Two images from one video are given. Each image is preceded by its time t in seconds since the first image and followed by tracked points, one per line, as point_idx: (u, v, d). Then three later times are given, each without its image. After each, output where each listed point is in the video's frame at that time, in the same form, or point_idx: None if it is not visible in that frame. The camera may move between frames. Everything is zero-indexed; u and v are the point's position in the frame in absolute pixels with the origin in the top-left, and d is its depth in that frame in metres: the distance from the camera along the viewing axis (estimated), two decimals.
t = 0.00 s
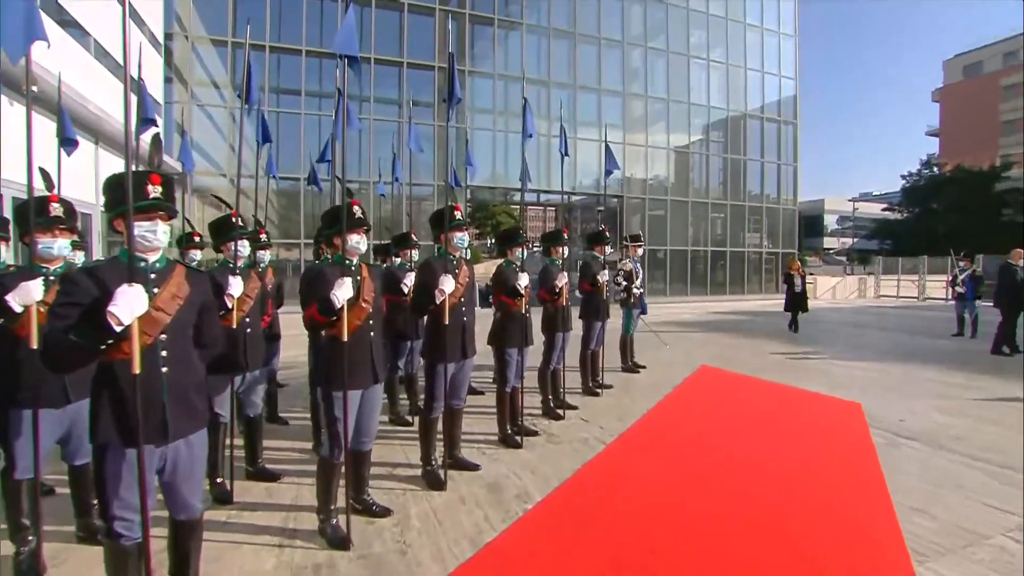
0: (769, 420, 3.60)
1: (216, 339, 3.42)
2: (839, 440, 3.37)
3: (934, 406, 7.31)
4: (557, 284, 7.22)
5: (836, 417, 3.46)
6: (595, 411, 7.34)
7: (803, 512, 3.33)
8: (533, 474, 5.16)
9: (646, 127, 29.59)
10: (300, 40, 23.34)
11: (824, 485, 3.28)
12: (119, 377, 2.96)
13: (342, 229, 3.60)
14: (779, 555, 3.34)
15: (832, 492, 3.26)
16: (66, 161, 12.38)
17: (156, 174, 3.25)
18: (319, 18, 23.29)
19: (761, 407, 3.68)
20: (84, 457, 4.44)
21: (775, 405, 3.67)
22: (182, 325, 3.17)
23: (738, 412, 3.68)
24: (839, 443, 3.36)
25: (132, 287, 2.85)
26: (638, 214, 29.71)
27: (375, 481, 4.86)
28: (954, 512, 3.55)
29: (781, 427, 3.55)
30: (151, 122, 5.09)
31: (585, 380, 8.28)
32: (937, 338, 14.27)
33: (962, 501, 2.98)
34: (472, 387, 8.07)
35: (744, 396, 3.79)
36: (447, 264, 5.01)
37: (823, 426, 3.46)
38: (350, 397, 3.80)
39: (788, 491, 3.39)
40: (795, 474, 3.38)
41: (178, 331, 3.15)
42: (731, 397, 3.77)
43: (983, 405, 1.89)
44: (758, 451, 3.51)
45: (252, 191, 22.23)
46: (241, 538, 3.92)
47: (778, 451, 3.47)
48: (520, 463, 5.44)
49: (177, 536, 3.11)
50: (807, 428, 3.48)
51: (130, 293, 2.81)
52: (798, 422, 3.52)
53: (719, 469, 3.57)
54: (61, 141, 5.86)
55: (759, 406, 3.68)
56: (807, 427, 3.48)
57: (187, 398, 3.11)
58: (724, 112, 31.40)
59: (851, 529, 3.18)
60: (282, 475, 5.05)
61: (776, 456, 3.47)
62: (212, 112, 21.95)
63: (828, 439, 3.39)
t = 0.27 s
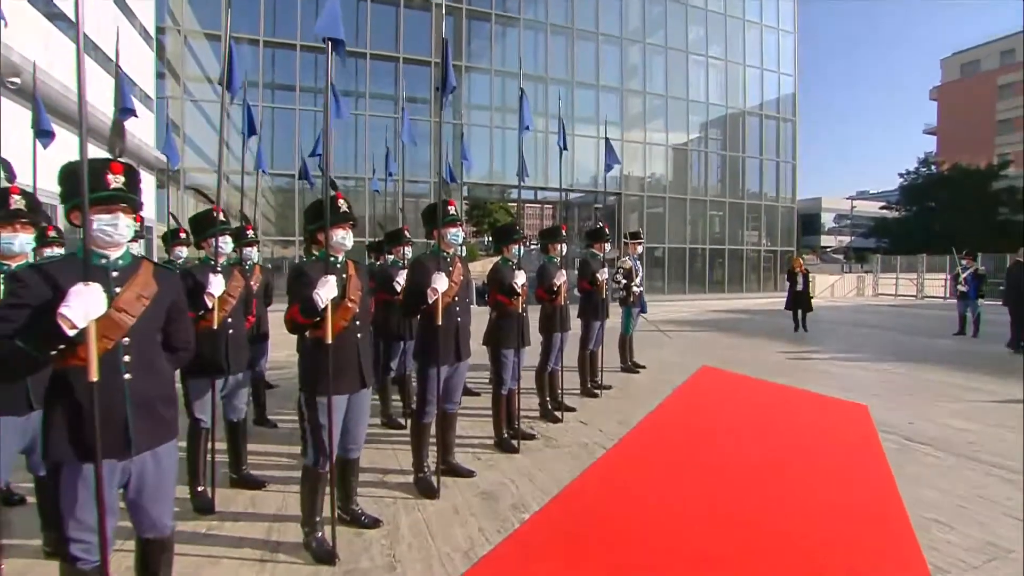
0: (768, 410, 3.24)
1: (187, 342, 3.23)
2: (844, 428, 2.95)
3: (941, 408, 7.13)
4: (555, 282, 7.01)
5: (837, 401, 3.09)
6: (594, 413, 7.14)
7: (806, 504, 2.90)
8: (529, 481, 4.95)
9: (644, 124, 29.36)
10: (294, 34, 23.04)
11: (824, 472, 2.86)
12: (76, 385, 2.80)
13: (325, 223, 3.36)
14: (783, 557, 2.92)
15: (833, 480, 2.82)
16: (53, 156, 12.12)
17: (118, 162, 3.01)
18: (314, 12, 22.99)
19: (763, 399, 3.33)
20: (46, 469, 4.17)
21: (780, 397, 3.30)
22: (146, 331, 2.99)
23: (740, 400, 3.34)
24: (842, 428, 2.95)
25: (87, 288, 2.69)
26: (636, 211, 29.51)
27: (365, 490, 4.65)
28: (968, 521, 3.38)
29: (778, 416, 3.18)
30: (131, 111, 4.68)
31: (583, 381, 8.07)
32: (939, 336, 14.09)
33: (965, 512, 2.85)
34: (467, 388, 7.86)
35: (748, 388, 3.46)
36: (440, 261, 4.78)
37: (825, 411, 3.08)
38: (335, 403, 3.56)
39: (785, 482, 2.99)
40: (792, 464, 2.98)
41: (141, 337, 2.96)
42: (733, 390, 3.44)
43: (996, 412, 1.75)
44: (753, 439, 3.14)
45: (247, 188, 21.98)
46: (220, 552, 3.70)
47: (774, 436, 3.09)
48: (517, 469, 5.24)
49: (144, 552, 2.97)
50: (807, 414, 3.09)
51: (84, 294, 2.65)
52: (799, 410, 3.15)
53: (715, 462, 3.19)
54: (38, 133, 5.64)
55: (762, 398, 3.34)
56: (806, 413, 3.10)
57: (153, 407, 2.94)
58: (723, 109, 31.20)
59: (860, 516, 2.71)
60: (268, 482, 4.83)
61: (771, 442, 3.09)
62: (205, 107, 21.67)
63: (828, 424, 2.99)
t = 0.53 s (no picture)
0: (793, 442, 4.54)
1: (157, 346, 3.05)
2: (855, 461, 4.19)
3: (950, 411, 6.95)
4: (554, 280, 6.79)
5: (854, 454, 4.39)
6: (594, 415, 6.94)
7: (807, 500, 3.89)
8: (527, 489, 4.74)
9: (643, 121, 29.08)
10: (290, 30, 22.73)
11: (827, 476, 4.01)
12: (24, 393, 2.59)
13: (308, 216, 3.15)
14: (788, 537, 3.76)
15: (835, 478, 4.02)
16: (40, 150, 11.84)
17: (73, 150, 2.83)
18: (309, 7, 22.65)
19: (789, 440, 4.60)
20: None
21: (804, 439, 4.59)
22: (110, 334, 2.81)
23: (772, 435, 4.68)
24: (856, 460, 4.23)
25: (36, 289, 2.52)
26: (635, 209, 29.25)
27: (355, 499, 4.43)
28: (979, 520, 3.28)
29: (795, 445, 4.49)
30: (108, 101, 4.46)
31: (582, 382, 7.85)
32: (941, 338, 13.89)
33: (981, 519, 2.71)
34: (464, 390, 7.66)
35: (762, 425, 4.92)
36: (434, 259, 4.57)
37: (836, 447, 4.42)
38: (321, 410, 3.35)
39: (785, 480, 4.14)
40: (800, 476, 4.13)
41: (104, 340, 2.78)
42: (760, 427, 4.85)
43: None
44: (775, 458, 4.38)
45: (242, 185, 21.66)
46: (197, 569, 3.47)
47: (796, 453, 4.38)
48: (513, 475, 5.04)
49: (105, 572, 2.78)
50: (820, 446, 4.43)
51: (31, 296, 2.48)
52: (814, 445, 4.44)
53: (733, 470, 4.31)
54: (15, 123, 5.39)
55: (789, 437, 4.65)
56: (818, 446, 4.44)
57: (114, 416, 2.76)
58: (723, 106, 30.93)
59: (868, 509, 3.64)
60: (255, 490, 4.61)
61: (784, 460, 4.34)
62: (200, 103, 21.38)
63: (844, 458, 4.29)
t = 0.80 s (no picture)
0: (794, 455, 4.86)
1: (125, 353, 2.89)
2: (856, 472, 4.59)
3: (959, 414, 6.76)
4: (554, 280, 6.59)
5: (851, 465, 4.71)
6: (594, 418, 6.74)
7: (808, 505, 4.12)
8: (525, 498, 4.53)
9: (643, 119, 28.85)
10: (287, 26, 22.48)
11: (827, 484, 4.37)
12: None
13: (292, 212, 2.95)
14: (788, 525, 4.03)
15: (835, 489, 4.32)
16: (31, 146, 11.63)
17: (23, 138, 2.65)
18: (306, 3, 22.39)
19: (791, 453, 4.91)
20: None
21: (804, 452, 4.91)
22: (70, 340, 2.64)
23: (773, 448, 4.97)
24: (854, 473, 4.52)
25: None
26: (635, 208, 29.04)
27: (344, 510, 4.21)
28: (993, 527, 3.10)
29: (795, 459, 4.78)
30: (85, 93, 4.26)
31: (582, 384, 7.64)
32: (944, 338, 13.71)
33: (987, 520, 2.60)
34: (460, 392, 7.47)
35: (762, 438, 5.19)
36: (428, 258, 4.37)
37: (835, 461, 4.72)
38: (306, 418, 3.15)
39: (786, 485, 4.40)
40: (801, 485, 4.40)
41: (61, 348, 2.61)
42: (761, 439, 5.19)
43: None
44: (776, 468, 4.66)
45: (238, 182, 21.42)
46: None
47: (796, 466, 4.67)
48: (511, 483, 4.84)
49: None
50: (821, 459, 4.73)
51: None
52: (815, 460, 4.74)
53: (735, 476, 4.56)
54: None
55: (790, 450, 4.98)
56: (818, 459, 4.74)
57: (71, 428, 2.61)
58: (723, 104, 30.71)
59: (865, 504, 4.00)
60: (241, 499, 4.40)
61: (784, 471, 4.62)
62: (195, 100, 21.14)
63: (843, 469, 4.58)
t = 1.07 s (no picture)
0: (794, 461, 4.93)
1: (90, 358, 2.70)
2: (856, 473, 4.76)
3: (969, 416, 6.58)
4: (555, 279, 6.41)
5: (853, 471, 4.76)
6: (596, 421, 6.56)
7: (808, 508, 4.15)
8: (525, 508, 4.33)
9: (644, 117, 28.65)
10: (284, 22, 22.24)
11: (827, 487, 4.45)
12: None
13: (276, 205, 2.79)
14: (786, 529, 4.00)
15: (834, 492, 4.38)
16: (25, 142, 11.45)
17: None
18: None
19: (792, 459, 4.98)
20: None
21: (804, 459, 4.98)
22: (25, 348, 2.43)
23: (774, 455, 5.02)
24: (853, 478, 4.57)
25: None
26: (635, 206, 28.86)
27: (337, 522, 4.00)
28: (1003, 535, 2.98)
29: (795, 465, 4.84)
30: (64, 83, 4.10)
31: (583, 386, 7.44)
32: (948, 338, 13.54)
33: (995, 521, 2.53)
34: (458, 393, 7.28)
35: (761, 446, 5.25)
36: (423, 256, 4.18)
37: (836, 469, 4.78)
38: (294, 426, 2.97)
39: (786, 488, 4.43)
40: (801, 489, 4.45)
41: (16, 356, 2.41)
42: (761, 446, 5.27)
43: None
44: (776, 473, 4.71)
45: (235, 180, 21.20)
46: None
47: (796, 471, 4.72)
48: (510, 489, 4.65)
49: None
50: (821, 468, 4.80)
51: None
52: (815, 468, 4.79)
53: (736, 479, 4.61)
54: None
55: (790, 455, 5.05)
56: (818, 466, 4.80)
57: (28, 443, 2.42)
58: (724, 103, 30.51)
59: (867, 512, 4.07)
60: (228, 507, 4.20)
61: (783, 475, 4.66)
62: (191, 96, 20.91)
63: (844, 477, 4.64)
